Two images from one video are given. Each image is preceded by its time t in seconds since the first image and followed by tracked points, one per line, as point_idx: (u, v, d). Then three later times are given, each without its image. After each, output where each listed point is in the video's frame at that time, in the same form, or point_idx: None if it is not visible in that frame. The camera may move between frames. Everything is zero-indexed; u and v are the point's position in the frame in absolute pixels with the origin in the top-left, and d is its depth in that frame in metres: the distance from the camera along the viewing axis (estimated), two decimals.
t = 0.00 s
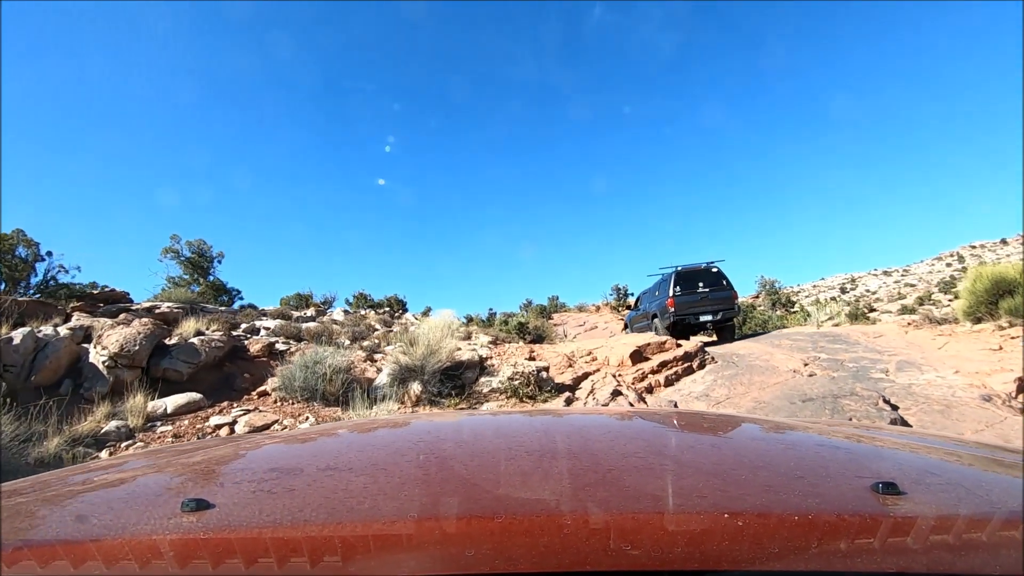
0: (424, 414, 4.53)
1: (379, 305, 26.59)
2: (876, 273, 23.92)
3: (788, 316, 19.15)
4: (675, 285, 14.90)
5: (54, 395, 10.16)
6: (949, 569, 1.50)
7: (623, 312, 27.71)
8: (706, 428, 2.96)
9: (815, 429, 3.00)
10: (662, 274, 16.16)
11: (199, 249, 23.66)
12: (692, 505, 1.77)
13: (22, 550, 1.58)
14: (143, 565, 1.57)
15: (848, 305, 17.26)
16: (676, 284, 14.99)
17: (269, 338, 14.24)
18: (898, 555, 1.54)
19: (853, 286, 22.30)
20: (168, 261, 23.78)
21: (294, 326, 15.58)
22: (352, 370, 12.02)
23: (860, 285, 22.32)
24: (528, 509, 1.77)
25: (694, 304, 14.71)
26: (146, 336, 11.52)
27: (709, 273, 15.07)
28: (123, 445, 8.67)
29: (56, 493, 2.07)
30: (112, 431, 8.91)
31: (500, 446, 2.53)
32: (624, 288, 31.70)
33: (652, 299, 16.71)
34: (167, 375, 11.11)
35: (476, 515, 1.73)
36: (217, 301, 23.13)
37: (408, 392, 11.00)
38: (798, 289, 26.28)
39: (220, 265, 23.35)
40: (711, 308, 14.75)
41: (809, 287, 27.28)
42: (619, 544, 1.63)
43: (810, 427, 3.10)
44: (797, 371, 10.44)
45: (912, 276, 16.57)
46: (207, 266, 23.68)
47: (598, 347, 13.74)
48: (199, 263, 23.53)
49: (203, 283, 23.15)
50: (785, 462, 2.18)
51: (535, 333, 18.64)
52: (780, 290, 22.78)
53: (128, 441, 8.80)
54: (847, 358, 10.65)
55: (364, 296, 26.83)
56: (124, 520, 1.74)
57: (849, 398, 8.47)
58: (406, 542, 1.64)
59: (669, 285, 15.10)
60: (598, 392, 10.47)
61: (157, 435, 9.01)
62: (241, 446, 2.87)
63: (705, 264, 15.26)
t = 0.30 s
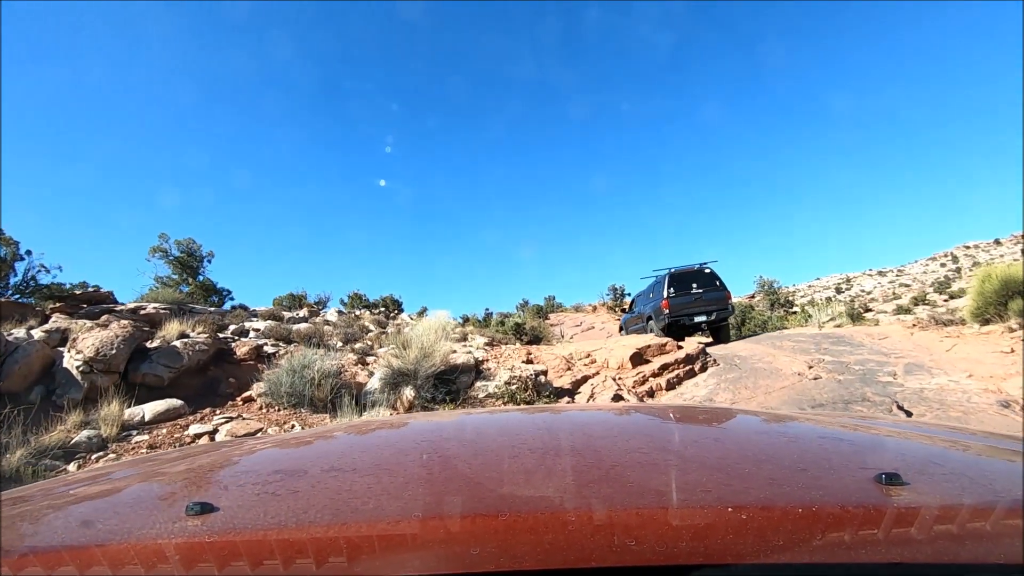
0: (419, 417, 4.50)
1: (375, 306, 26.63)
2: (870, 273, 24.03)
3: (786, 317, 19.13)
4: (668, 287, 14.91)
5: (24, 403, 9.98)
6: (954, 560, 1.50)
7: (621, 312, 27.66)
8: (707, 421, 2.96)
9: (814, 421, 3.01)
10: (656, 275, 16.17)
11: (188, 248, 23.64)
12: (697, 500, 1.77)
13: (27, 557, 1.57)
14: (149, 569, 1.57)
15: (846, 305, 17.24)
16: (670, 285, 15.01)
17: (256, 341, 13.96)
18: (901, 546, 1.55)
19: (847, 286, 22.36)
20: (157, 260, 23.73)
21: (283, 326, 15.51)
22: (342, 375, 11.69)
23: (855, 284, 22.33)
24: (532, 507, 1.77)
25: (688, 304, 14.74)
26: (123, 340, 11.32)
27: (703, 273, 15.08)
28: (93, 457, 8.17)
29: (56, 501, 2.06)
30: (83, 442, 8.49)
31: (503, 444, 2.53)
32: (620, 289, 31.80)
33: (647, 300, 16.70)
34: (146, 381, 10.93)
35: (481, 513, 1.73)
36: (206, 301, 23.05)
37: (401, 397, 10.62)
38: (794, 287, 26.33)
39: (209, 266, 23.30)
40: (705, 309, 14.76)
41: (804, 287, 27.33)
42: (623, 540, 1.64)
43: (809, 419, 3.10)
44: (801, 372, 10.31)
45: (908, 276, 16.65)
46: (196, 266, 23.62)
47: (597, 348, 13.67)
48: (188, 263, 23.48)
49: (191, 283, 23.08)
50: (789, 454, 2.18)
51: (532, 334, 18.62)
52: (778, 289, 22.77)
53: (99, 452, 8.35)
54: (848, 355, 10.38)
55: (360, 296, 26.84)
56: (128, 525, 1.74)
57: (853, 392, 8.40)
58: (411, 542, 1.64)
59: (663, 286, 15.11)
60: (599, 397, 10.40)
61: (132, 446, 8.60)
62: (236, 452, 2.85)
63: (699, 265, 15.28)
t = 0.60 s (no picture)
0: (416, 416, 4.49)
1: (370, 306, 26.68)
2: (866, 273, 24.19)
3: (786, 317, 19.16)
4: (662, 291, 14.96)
5: None
6: (954, 561, 1.50)
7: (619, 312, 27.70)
8: (705, 423, 2.97)
9: (811, 423, 3.01)
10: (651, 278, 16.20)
11: (176, 245, 23.62)
12: (696, 501, 1.77)
13: (26, 559, 1.57)
14: (148, 572, 1.57)
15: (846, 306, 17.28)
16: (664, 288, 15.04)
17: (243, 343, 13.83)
18: (901, 548, 1.55)
19: (843, 287, 22.51)
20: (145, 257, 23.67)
21: (270, 326, 15.50)
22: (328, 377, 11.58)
23: (850, 285, 22.45)
24: (531, 508, 1.77)
25: (682, 308, 14.78)
26: (95, 342, 11.16)
27: (697, 277, 15.05)
28: (55, 467, 7.82)
29: (48, 504, 2.05)
30: (47, 451, 8.16)
31: (503, 446, 2.52)
32: (617, 289, 31.91)
33: (642, 303, 16.71)
34: (120, 383, 10.75)
35: (480, 515, 1.73)
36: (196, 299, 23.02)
37: (390, 401, 10.56)
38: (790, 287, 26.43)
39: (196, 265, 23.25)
40: (699, 312, 14.79)
41: (800, 287, 27.44)
42: (623, 542, 1.64)
43: (808, 420, 3.11)
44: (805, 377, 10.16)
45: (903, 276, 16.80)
46: (183, 264, 23.63)
47: (594, 350, 13.65)
48: (175, 260, 23.48)
49: (180, 282, 23.04)
50: (788, 456, 2.18)
51: (527, 334, 18.70)
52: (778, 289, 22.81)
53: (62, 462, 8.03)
54: (851, 357, 10.26)
55: (354, 295, 26.87)
56: (126, 527, 1.74)
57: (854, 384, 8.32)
58: (410, 544, 1.64)
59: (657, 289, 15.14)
60: (598, 400, 10.38)
61: (101, 453, 8.31)
62: (228, 454, 2.84)
63: (693, 268, 15.29)
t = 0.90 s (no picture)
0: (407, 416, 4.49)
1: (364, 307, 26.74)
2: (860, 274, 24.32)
3: (784, 318, 19.20)
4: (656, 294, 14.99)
5: None
6: (954, 562, 1.50)
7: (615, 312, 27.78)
8: (702, 422, 2.99)
9: (808, 423, 3.02)
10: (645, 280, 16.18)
11: (161, 243, 23.40)
12: (696, 501, 1.77)
13: (26, 555, 1.57)
14: (148, 569, 1.57)
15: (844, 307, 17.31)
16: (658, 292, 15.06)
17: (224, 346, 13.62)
18: (901, 549, 1.55)
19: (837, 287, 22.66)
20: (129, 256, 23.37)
21: (256, 328, 15.37)
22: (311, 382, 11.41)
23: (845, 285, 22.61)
24: (530, 507, 1.77)
25: (676, 311, 14.81)
26: (63, 343, 10.88)
27: (689, 280, 15.10)
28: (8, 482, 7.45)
29: (36, 503, 2.03)
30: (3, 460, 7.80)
31: (504, 445, 2.53)
32: (612, 290, 32.10)
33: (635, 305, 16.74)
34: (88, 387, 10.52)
35: (479, 514, 1.73)
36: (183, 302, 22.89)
37: (376, 405, 10.48)
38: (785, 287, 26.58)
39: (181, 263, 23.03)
40: (693, 315, 14.79)
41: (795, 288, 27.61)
42: (622, 541, 1.64)
43: (805, 420, 3.12)
44: (806, 382, 10.06)
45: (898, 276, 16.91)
46: (169, 262, 23.33)
47: (590, 352, 13.64)
48: (161, 259, 23.18)
49: (166, 281, 22.80)
50: (789, 456, 2.18)
51: (522, 335, 18.70)
52: (774, 289, 22.89)
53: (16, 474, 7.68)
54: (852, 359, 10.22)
55: (347, 296, 26.97)
56: (127, 524, 1.74)
57: (854, 385, 8.28)
58: (410, 542, 1.64)
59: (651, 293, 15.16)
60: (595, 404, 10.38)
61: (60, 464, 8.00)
62: (219, 453, 2.84)
63: (687, 271, 15.27)
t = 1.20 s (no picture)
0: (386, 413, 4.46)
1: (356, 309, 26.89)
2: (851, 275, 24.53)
3: (778, 319, 19.23)
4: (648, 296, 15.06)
5: None
6: (953, 566, 1.50)
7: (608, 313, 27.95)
8: (699, 422, 2.99)
9: (803, 424, 3.03)
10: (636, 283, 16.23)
11: (142, 245, 23.39)
12: (696, 501, 1.77)
13: (29, 543, 1.58)
14: (149, 558, 1.57)
15: (838, 308, 17.44)
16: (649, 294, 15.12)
17: (199, 352, 13.13)
18: (901, 552, 1.54)
19: (829, 287, 22.94)
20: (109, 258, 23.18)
21: (236, 332, 15.14)
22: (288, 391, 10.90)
23: (836, 285, 22.86)
24: (530, 504, 1.78)
25: (668, 313, 14.88)
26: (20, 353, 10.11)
27: (681, 283, 15.19)
28: None
29: (28, 494, 2.01)
30: None
31: (503, 442, 2.53)
32: (605, 291, 32.40)
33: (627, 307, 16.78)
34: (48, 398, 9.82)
35: (479, 510, 1.73)
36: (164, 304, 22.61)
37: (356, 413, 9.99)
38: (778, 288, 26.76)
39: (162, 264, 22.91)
40: (683, 318, 14.92)
41: (787, 288, 27.79)
42: (621, 540, 1.64)
43: (799, 421, 3.13)
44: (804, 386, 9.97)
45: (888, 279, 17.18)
46: (150, 264, 23.35)
47: (583, 356, 13.48)
48: (140, 260, 23.06)
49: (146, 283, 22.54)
50: (789, 458, 2.18)
51: (515, 336, 18.69)
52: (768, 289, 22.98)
53: None
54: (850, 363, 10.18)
55: (338, 297, 27.14)
56: (129, 513, 1.75)
57: (854, 391, 8.22)
58: (410, 537, 1.64)
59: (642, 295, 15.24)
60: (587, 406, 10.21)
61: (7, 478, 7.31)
62: (206, 446, 2.82)
63: (678, 276, 15.38)
